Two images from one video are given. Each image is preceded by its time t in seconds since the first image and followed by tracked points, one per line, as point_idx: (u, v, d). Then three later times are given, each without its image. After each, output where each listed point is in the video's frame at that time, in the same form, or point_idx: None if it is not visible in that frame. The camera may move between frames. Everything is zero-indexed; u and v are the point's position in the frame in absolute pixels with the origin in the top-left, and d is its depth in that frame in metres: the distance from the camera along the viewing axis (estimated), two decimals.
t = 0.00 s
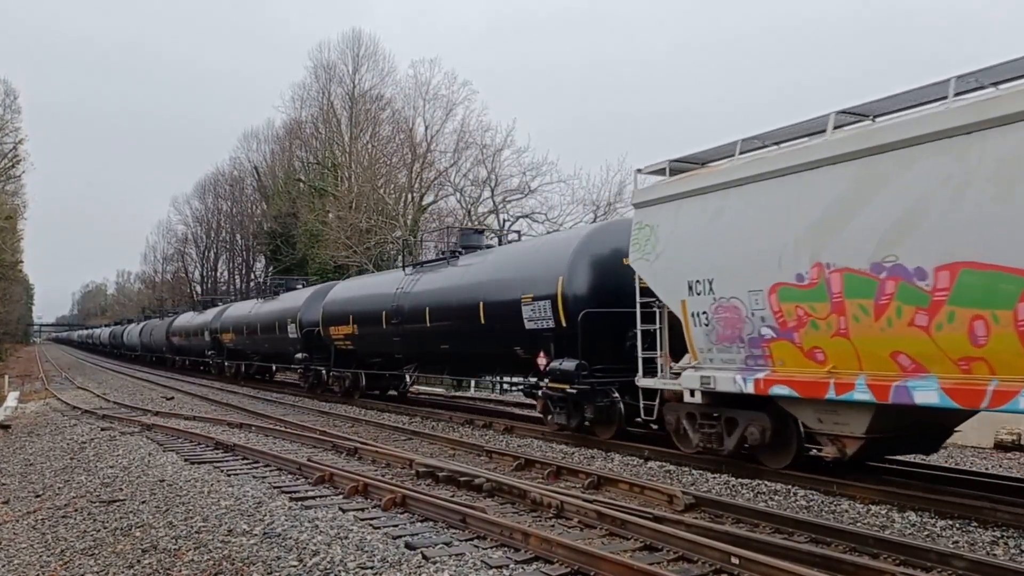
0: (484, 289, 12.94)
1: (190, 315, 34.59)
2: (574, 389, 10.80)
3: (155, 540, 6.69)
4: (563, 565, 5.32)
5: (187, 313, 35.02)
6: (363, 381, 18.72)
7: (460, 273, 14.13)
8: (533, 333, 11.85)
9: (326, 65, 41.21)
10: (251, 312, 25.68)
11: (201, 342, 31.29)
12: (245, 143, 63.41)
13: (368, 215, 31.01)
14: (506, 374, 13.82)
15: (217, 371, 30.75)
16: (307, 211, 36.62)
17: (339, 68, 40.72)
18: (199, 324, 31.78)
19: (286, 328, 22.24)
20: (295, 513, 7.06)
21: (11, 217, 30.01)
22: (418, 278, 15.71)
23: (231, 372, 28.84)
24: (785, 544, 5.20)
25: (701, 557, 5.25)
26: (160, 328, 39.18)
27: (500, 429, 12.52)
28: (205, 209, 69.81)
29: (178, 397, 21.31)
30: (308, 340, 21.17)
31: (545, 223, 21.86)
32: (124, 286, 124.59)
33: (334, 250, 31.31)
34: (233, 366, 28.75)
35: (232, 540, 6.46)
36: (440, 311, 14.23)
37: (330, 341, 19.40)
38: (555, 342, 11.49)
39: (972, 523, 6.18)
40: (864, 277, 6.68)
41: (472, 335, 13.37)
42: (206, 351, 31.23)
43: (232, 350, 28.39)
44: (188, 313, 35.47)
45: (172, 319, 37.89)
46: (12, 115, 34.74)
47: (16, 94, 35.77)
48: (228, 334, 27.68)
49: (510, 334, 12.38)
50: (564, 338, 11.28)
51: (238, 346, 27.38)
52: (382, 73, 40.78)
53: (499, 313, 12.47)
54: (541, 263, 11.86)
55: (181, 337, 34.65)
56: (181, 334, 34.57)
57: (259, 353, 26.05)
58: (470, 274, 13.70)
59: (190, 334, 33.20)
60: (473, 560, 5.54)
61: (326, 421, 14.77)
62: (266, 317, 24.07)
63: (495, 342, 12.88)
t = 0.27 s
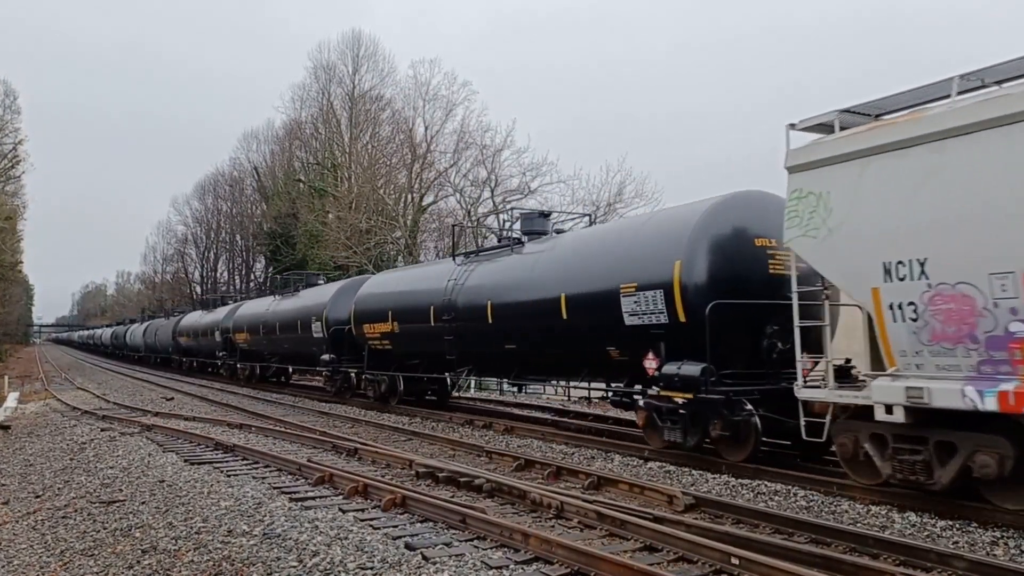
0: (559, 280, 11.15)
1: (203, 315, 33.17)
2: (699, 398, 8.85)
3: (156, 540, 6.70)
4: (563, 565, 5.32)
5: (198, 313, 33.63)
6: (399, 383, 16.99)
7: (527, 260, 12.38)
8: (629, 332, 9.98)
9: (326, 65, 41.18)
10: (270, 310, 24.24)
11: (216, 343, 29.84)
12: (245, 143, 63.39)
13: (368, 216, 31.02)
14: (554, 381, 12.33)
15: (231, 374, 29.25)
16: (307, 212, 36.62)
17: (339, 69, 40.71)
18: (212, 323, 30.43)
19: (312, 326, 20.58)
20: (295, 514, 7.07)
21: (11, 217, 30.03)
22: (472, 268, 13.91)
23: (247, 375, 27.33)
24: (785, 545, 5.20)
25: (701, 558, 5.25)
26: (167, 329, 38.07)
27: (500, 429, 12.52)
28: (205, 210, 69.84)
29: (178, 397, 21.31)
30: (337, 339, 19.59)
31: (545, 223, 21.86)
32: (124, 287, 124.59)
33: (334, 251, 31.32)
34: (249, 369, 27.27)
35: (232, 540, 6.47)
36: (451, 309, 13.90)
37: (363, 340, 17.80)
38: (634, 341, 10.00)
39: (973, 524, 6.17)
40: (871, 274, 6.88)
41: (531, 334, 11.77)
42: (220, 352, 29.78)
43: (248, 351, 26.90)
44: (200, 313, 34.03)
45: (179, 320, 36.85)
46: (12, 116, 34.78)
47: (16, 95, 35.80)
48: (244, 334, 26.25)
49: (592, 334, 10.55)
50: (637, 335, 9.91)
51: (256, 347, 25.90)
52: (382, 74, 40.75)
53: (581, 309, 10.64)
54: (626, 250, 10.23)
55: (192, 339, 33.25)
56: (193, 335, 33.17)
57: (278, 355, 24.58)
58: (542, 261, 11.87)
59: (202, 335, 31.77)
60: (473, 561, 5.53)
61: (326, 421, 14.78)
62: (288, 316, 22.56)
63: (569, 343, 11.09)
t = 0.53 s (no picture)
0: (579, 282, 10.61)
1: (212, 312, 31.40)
2: (895, 418, 6.54)
3: (156, 540, 6.71)
4: (563, 565, 5.32)
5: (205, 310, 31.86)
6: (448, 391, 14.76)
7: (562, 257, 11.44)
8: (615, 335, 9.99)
9: (326, 66, 41.15)
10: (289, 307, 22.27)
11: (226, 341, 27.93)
12: (245, 144, 63.41)
13: (368, 216, 31.04)
14: (574, 385, 11.84)
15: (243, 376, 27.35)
16: (307, 212, 36.63)
17: (339, 69, 40.73)
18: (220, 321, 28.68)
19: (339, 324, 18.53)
20: (295, 514, 7.08)
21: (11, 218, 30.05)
22: (545, 257, 11.80)
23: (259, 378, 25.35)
24: (785, 545, 5.20)
25: (700, 558, 5.25)
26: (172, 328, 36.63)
27: (500, 430, 12.52)
28: (205, 210, 69.90)
29: (178, 398, 21.32)
30: (368, 340, 17.23)
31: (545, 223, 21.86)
32: (124, 287, 124.62)
33: (334, 251, 31.34)
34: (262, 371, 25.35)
35: (232, 540, 6.48)
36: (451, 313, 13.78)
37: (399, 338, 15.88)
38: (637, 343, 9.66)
39: (972, 524, 6.18)
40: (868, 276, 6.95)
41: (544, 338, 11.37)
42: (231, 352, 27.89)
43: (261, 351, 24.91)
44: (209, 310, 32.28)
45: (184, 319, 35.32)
46: (13, 117, 34.81)
47: (16, 95, 35.82)
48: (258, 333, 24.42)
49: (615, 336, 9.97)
50: (641, 336, 9.53)
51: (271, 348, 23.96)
52: (382, 74, 40.75)
53: (603, 311, 10.04)
54: (641, 251, 9.72)
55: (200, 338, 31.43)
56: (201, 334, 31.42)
57: (296, 357, 22.75)
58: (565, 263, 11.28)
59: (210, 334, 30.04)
60: (473, 561, 5.55)
61: (326, 421, 14.79)
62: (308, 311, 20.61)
63: (577, 347, 10.79)
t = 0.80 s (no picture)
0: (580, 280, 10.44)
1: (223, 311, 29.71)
2: None
3: (156, 540, 6.69)
4: (563, 565, 5.32)
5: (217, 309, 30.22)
6: (510, 400, 12.74)
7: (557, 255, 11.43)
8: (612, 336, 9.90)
9: (326, 66, 41.17)
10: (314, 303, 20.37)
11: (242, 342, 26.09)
12: (245, 143, 63.40)
13: (368, 216, 31.03)
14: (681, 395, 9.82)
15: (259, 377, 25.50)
16: (307, 212, 36.63)
17: (339, 69, 40.71)
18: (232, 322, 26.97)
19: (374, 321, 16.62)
20: (295, 514, 7.07)
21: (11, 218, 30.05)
22: (645, 239, 9.68)
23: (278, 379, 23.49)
24: (785, 545, 5.19)
25: (701, 558, 5.25)
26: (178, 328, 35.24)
27: (499, 430, 12.51)
28: (205, 210, 69.91)
29: (178, 398, 21.31)
30: (410, 339, 15.22)
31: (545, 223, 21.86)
32: (124, 287, 124.62)
33: (334, 252, 31.34)
34: (280, 373, 23.51)
35: (232, 540, 6.47)
36: (450, 312, 13.66)
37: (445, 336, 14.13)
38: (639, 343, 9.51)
39: (972, 524, 6.17)
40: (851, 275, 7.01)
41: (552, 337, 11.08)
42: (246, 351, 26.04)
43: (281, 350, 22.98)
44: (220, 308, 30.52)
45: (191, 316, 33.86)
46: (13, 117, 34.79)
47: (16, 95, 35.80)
48: (277, 331, 22.59)
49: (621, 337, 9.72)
50: (643, 337, 9.35)
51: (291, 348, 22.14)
52: (382, 74, 40.73)
53: (608, 313, 9.78)
54: (652, 251, 9.37)
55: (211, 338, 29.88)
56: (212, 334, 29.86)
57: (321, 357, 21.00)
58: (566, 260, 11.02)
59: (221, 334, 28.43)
60: (473, 560, 5.54)
61: (325, 421, 14.78)
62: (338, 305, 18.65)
63: (581, 347, 10.61)
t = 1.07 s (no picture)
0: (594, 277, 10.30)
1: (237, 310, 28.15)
2: None
3: (155, 541, 6.69)
4: (562, 565, 5.33)
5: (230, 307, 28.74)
6: (596, 409, 10.92)
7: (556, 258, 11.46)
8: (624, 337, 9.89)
9: (326, 66, 41.16)
10: (342, 298, 18.70)
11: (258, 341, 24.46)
12: (245, 144, 63.39)
13: (368, 217, 31.02)
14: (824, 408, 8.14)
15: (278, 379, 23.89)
16: (307, 212, 36.62)
17: (339, 70, 40.70)
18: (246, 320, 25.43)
19: (419, 318, 15.11)
20: (295, 514, 7.07)
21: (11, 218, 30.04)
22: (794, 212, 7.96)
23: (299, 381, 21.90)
24: (784, 544, 5.20)
25: (700, 558, 5.25)
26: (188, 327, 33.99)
27: (499, 430, 12.51)
28: (205, 210, 69.91)
29: (178, 398, 21.33)
30: (465, 338, 13.72)
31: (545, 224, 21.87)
32: (124, 288, 124.60)
33: (334, 252, 31.34)
34: (301, 375, 21.87)
35: (232, 540, 6.47)
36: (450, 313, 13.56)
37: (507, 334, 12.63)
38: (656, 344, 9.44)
39: (972, 523, 6.18)
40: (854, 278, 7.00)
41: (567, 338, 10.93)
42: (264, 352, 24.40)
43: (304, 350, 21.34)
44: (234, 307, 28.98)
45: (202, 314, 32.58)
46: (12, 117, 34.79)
47: (16, 96, 35.81)
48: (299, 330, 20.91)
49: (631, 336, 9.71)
50: (663, 338, 9.30)
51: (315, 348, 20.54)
52: (382, 74, 40.71)
53: (625, 311, 9.67)
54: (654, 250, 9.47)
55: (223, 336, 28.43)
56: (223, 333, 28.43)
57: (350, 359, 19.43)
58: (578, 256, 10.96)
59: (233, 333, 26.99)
60: (473, 561, 5.55)
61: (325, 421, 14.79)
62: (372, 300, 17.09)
63: (594, 350, 10.52)
